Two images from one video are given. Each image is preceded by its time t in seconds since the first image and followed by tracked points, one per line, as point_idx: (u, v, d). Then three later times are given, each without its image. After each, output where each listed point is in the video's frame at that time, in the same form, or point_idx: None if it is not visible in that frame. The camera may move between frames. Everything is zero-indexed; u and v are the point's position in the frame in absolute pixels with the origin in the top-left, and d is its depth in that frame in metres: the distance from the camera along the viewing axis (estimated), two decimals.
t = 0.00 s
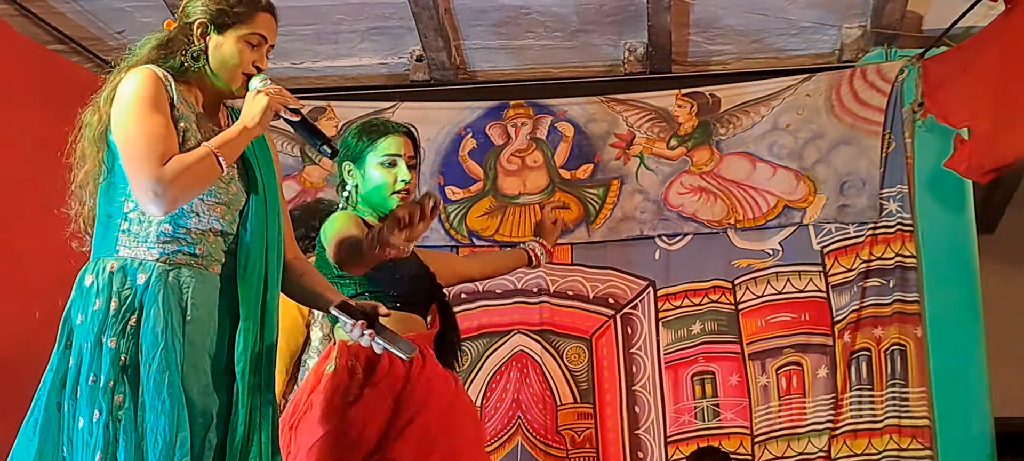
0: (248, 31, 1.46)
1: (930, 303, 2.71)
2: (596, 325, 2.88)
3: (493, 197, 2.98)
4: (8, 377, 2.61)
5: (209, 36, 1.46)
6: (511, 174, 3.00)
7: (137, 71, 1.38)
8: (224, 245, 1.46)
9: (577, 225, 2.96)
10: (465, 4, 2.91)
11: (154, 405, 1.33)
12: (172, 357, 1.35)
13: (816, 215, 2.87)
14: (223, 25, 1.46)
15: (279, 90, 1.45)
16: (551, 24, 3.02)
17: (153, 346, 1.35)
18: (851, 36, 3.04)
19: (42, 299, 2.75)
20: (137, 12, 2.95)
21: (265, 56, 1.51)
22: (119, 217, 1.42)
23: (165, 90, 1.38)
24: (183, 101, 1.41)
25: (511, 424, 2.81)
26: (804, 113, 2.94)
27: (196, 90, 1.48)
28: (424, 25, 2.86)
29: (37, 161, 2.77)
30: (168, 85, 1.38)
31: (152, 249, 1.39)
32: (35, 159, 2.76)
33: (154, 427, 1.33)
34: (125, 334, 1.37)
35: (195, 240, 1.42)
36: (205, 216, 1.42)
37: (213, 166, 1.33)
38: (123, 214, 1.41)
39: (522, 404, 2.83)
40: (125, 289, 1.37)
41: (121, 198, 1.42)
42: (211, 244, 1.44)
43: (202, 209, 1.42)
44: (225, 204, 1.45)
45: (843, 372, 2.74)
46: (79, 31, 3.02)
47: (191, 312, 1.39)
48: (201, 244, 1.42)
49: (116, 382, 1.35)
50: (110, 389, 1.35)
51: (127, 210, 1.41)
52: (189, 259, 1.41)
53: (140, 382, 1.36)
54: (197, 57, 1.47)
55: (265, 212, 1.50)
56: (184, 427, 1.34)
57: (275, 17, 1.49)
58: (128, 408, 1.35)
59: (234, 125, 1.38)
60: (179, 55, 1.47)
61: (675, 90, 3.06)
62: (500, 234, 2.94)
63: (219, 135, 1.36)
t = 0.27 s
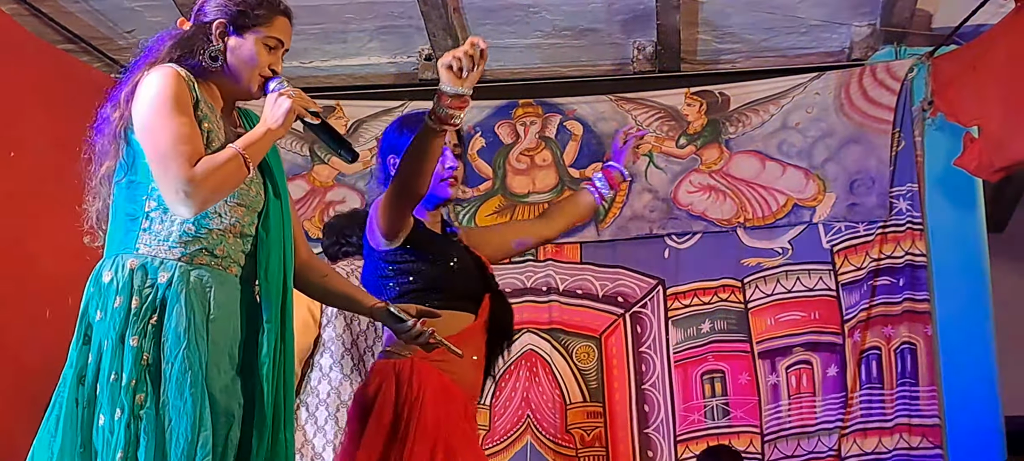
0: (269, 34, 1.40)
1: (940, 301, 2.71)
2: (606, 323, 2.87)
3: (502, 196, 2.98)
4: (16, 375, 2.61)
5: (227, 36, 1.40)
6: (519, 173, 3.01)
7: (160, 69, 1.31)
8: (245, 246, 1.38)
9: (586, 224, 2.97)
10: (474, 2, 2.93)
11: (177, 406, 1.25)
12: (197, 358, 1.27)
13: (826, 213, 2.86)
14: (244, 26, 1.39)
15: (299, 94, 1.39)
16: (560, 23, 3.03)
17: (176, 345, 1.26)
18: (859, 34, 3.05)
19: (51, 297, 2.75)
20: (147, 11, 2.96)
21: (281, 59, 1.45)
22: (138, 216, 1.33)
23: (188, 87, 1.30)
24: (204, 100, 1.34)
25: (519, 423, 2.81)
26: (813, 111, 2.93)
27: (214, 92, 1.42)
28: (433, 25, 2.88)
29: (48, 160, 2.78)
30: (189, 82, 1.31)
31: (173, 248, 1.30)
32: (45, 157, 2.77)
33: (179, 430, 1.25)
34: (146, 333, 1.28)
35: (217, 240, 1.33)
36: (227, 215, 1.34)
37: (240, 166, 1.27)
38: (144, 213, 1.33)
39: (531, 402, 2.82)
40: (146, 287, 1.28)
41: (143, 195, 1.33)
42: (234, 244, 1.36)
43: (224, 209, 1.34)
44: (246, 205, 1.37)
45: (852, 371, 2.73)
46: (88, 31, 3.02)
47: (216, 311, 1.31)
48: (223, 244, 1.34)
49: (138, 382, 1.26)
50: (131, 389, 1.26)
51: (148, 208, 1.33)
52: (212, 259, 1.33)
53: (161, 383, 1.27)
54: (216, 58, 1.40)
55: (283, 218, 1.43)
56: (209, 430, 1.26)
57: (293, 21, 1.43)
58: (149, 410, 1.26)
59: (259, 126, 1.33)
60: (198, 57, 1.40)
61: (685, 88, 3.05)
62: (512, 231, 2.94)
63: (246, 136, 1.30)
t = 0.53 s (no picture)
0: (281, 34, 1.40)
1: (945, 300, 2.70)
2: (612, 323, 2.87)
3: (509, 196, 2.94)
4: (25, 375, 2.61)
5: (240, 37, 1.40)
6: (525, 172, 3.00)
7: (171, 69, 1.30)
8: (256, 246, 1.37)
9: (593, 224, 2.96)
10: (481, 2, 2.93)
11: (189, 406, 1.24)
12: (209, 357, 1.26)
13: (833, 213, 2.86)
14: (256, 28, 1.39)
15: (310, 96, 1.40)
16: (566, 23, 3.03)
17: (188, 345, 1.26)
18: (867, 33, 3.04)
19: (59, 297, 2.76)
20: (154, 11, 2.97)
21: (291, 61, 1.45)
22: (150, 215, 1.32)
23: (202, 88, 1.30)
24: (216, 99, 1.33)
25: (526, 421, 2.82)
26: (820, 111, 2.93)
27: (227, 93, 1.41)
28: (440, 24, 2.89)
29: (55, 159, 2.78)
30: (202, 82, 1.31)
31: (184, 248, 1.30)
32: (53, 157, 2.77)
33: (192, 430, 1.24)
34: (159, 332, 1.27)
35: (227, 240, 1.32)
36: (238, 215, 1.33)
37: (255, 167, 1.26)
38: (156, 212, 1.32)
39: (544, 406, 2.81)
40: (159, 286, 1.28)
41: (156, 194, 1.33)
42: (247, 244, 1.35)
43: (236, 209, 1.33)
44: (257, 205, 1.36)
45: (860, 370, 2.73)
46: (95, 31, 3.03)
47: (227, 311, 1.30)
48: (234, 244, 1.33)
49: (151, 381, 1.26)
50: (144, 387, 1.25)
51: (160, 206, 1.32)
52: (223, 258, 1.32)
53: (175, 382, 1.26)
54: (228, 59, 1.39)
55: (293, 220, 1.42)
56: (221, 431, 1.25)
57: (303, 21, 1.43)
58: (162, 409, 1.25)
59: (272, 125, 1.33)
60: (210, 59, 1.39)
61: (691, 88, 3.05)
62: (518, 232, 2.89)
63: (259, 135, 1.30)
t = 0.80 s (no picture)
0: (287, 37, 1.33)
1: (951, 302, 2.70)
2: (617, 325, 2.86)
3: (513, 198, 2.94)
4: (30, 378, 2.62)
5: (244, 41, 1.33)
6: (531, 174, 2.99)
7: (177, 75, 1.26)
8: (260, 253, 1.30)
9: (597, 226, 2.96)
10: (485, 5, 2.93)
11: (193, 410, 1.15)
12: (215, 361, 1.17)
13: (837, 215, 2.86)
14: (262, 30, 1.32)
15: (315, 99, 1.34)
16: (570, 25, 3.03)
17: (192, 348, 1.17)
18: (871, 35, 3.04)
19: (63, 300, 2.76)
20: (159, 14, 2.97)
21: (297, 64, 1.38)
22: (155, 218, 1.24)
23: (207, 96, 1.25)
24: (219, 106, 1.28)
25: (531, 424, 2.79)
26: (825, 113, 2.93)
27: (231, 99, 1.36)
28: (445, 26, 2.90)
29: (60, 161, 2.79)
30: (207, 89, 1.26)
31: (189, 251, 1.21)
32: (58, 159, 2.77)
33: (197, 436, 1.14)
34: (163, 336, 1.19)
35: (232, 244, 1.24)
36: (243, 218, 1.26)
37: (260, 171, 1.20)
38: (161, 215, 1.24)
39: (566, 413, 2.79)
40: (163, 289, 1.19)
41: (160, 197, 1.25)
42: (251, 251, 1.28)
43: (241, 213, 1.26)
44: (262, 210, 1.30)
45: (865, 372, 2.73)
46: (100, 33, 3.03)
47: (234, 316, 1.22)
48: (239, 249, 1.25)
49: (155, 385, 1.17)
50: (148, 391, 1.16)
51: (165, 210, 1.24)
52: (228, 263, 1.24)
53: (179, 385, 1.17)
54: (233, 63, 1.33)
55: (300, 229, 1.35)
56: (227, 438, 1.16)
57: (310, 22, 1.36)
58: (166, 415, 1.16)
59: (276, 129, 1.27)
60: (215, 64, 1.33)
61: (696, 90, 3.07)
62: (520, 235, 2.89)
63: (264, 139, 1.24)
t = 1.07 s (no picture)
0: (286, 37, 1.34)
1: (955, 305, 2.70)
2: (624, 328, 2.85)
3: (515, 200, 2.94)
4: (34, 382, 2.61)
5: (242, 43, 1.34)
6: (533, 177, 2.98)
7: (179, 80, 1.24)
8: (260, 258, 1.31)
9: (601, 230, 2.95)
10: (488, 9, 2.93)
11: (191, 415, 1.16)
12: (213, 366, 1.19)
13: (841, 218, 2.87)
14: (258, 29, 1.34)
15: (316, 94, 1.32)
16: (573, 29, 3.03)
17: (191, 353, 1.18)
18: (874, 38, 3.04)
19: (67, 304, 2.75)
20: (161, 18, 2.96)
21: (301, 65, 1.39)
22: (155, 222, 1.25)
23: (207, 100, 1.24)
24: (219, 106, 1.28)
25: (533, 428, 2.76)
26: (828, 116, 2.94)
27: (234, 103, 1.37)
28: (447, 29, 2.92)
29: (63, 165, 2.78)
30: (207, 91, 1.25)
31: (189, 256, 1.23)
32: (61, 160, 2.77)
33: (192, 443, 1.16)
34: (162, 341, 1.20)
35: (233, 250, 1.26)
36: (244, 225, 1.27)
37: (256, 173, 1.20)
38: (161, 221, 1.25)
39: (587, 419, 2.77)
40: (162, 295, 1.20)
41: (160, 201, 1.26)
42: (250, 255, 1.29)
43: (242, 219, 1.27)
44: (263, 214, 1.31)
45: (868, 375, 2.73)
46: (102, 37, 3.03)
47: (232, 322, 1.24)
48: (239, 254, 1.27)
49: (152, 390, 1.18)
50: (145, 397, 1.18)
51: (165, 215, 1.25)
52: (228, 268, 1.25)
53: (178, 391, 1.18)
54: (232, 65, 1.34)
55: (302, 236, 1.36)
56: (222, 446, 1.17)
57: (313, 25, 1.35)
58: (164, 420, 1.17)
59: (273, 129, 1.27)
60: (214, 65, 1.34)
61: (699, 94, 3.08)
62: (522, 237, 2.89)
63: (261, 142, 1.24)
